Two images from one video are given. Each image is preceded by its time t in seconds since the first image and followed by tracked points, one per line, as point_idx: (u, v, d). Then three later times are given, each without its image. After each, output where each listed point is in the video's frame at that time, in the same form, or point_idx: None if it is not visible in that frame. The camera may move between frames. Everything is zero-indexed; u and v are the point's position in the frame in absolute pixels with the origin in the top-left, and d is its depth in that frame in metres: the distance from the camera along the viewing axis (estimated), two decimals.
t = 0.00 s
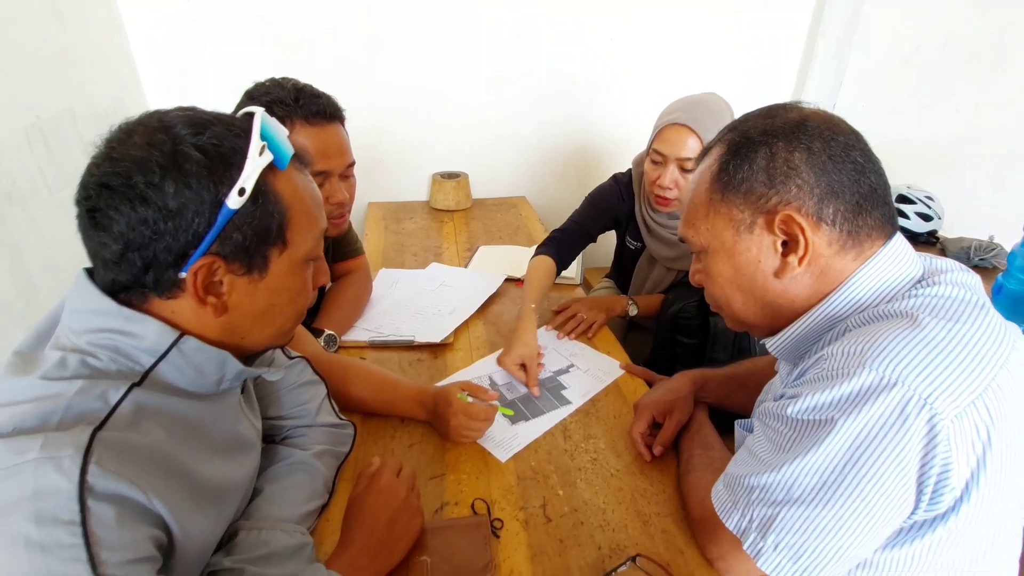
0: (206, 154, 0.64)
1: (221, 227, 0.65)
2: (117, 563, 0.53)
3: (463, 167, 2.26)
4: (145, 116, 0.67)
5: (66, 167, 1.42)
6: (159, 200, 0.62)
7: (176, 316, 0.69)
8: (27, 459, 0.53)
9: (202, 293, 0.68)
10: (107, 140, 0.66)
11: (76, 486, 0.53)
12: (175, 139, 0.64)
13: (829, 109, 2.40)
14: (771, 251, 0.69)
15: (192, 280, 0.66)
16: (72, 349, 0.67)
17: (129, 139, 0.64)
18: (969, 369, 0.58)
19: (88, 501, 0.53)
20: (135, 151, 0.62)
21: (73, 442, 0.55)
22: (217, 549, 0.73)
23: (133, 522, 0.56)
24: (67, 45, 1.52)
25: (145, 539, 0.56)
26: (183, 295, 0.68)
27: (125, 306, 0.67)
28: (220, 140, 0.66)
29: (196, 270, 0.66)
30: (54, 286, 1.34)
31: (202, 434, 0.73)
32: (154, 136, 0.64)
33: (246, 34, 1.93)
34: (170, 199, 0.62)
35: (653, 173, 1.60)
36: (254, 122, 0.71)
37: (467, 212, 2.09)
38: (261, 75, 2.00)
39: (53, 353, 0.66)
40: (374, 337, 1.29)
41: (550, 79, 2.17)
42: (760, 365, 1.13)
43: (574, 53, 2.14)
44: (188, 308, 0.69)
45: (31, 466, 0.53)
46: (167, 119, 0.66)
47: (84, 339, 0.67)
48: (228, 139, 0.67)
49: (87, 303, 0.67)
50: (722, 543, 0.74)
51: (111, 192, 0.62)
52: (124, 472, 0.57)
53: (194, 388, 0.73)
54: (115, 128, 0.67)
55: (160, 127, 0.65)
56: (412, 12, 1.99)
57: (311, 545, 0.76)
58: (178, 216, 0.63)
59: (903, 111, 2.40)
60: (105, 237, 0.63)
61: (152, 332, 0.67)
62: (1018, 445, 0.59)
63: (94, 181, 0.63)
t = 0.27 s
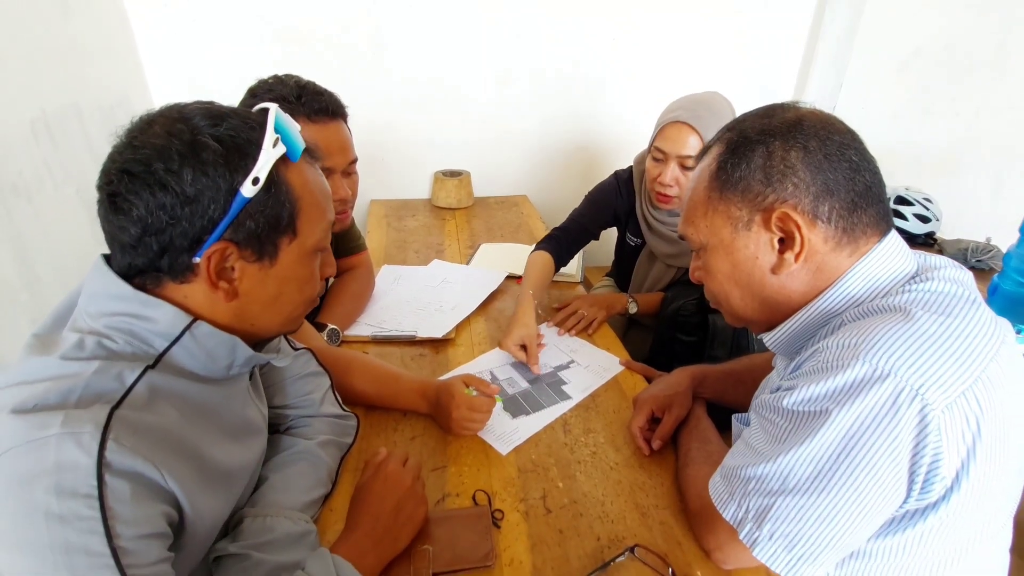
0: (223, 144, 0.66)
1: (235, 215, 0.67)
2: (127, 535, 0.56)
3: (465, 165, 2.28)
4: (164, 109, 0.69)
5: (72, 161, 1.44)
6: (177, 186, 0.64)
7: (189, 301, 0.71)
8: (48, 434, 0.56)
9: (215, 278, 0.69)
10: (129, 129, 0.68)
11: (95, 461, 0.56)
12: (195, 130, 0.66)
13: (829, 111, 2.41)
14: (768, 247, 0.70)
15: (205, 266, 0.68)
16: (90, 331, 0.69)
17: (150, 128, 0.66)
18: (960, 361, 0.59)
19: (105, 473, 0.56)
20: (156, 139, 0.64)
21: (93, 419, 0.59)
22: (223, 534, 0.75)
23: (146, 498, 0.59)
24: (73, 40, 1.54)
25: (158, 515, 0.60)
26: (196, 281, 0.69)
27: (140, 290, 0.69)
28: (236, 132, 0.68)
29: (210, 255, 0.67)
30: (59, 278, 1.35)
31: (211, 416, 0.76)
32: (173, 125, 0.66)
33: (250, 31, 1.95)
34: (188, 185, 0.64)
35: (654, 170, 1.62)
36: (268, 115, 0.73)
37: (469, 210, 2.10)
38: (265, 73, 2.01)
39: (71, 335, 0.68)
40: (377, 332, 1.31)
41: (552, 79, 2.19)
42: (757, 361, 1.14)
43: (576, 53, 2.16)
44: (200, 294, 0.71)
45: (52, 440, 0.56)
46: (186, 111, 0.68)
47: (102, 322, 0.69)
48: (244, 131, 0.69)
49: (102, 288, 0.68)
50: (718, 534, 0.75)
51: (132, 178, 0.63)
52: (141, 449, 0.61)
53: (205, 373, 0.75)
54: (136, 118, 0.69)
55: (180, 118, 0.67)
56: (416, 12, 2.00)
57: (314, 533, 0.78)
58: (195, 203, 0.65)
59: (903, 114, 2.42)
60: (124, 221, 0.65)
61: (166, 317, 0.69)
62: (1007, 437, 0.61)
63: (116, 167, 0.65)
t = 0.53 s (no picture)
0: (228, 136, 0.66)
1: (239, 207, 0.67)
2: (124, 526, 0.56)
3: (466, 163, 2.28)
4: (170, 101, 0.69)
5: (72, 156, 1.44)
6: (182, 177, 0.64)
7: (191, 293, 0.71)
8: (49, 423, 0.56)
9: (217, 270, 0.69)
10: (134, 121, 0.68)
11: (95, 451, 0.56)
12: (200, 121, 0.66)
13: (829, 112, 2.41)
14: (766, 244, 0.70)
15: (208, 257, 0.68)
16: (90, 322, 0.69)
17: (155, 119, 0.66)
18: (958, 356, 0.59)
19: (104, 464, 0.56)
20: (161, 131, 0.64)
21: (93, 410, 0.59)
22: (222, 528, 0.75)
23: (146, 489, 0.59)
24: (74, 35, 1.54)
25: (156, 506, 0.60)
26: (198, 272, 0.69)
27: (141, 282, 0.69)
28: (241, 125, 0.68)
29: (213, 247, 0.67)
30: (59, 273, 1.35)
31: (210, 409, 0.76)
32: (178, 117, 0.66)
33: (252, 28, 1.95)
34: (193, 176, 0.64)
35: (652, 166, 1.62)
36: (272, 110, 0.73)
37: (469, 208, 2.11)
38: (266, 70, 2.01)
39: (72, 327, 0.68)
40: (376, 328, 1.31)
41: (553, 78, 2.19)
42: (756, 359, 1.14)
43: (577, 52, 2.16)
44: (203, 285, 0.71)
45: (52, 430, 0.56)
46: (191, 104, 0.68)
47: (102, 314, 0.69)
48: (249, 124, 0.69)
49: (103, 279, 0.68)
50: (717, 530, 0.75)
51: (137, 169, 0.64)
52: (140, 440, 0.61)
53: (205, 366, 0.76)
54: (142, 110, 0.69)
55: (184, 110, 0.67)
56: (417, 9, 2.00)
57: (312, 527, 0.78)
58: (200, 194, 0.65)
59: (904, 115, 2.42)
60: (128, 212, 0.65)
61: (167, 308, 0.69)
62: (1005, 432, 0.61)
63: (121, 157, 0.65)
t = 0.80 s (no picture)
0: (230, 137, 0.66)
1: (240, 207, 0.67)
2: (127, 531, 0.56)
3: (466, 163, 2.28)
4: (172, 101, 0.69)
5: (72, 155, 1.44)
6: (184, 177, 0.64)
7: (191, 292, 0.71)
8: (47, 422, 0.56)
9: (218, 270, 0.70)
10: (135, 121, 0.68)
11: (93, 451, 0.56)
12: (202, 122, 0.66)
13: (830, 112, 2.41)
14: (764, 244, 0.70)
15: (208, 256, 0.68)
16: (89, 322, 0.69)
17: (156, 119, 0.66)
18: (956, 356, 0.59)
19: (102, 463, 0.56)
20: (163, 131, 0.65)
21: (92, 409, 0.59)
22: (220, 526, 0.76)
23: (144, 488, 0.60)
24: (75, 34, 1.54)
25: (155, 505, 0.60)
26: (198, 271, 0.69)
27: (141, 282, 0.69)
28: (242, 126, 0.68)
29: (213, 246, 0.67)
30: (59, 270, 1.35)
31: (209, 409, 0.76)
32: (180, 117, 0.66)
33: (253, 27, 1.95)
34: (194, 176, 0.64)
35: (652, 163, 1.63)
36: (274, 111, 0.73)
37: (469, 208, 2.11)
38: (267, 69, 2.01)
39: (70, 326, 0.68)
40: (375, 327, 1.31)
41: (553, 77, 2.19)
42: (755, 359, 1.14)
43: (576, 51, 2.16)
44: (203, 285, 0.71)
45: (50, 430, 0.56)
46: (192, 104, 0.68)
47: (101, 313, 0.69)
48: (250, 124, 0.69)
49: (102, 278, 0.69)
50: (714, 530, 0.75)
51: (139, 168, 0.64)
52: (138, 440, 0.61)
53: (204, 366, 0.76)
54: (143, 111, 0.69)
55: (186, 110, 0.67)
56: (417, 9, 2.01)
57: (311, 526, 0.78)
58: (201, 193, 0.65)
59: (904, 115, 2.42)
60: (129, 211, 0.65)
61: (167, 308, 0.69)
62: (1002, 433, 0.61)
63: (123, 157, 0.65)
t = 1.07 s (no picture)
0: (231, 135, 0.66)
1: (240, 205, 0.67)
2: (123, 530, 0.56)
3: (466, 163, 2.28)
4: (172, 99, 0.69)
5: (71, 153, 1.43)
6: (184, 174, 0.64)
7: (190, 291, 0.71)
8: (45, 421, 0.56)
9: (217, 267, 0.69)
10: (136, 118, 0.68)
11: (90, 450, 0.56)
12: (202, 119, 0.66)
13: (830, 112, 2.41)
14: (764, 243, 0.70)
15: (208, 254, 0.68)
16: (87, 321, 0.69)
17: (157, 117, 0.66)
18: (956, 357, 0.59)
19: (100, 462, 0.56)
20: (163, 129, 0.64)
21: (89, 408, 0.59)
22: (218, 527, 0.75)
23: (141, 488, 0.59)
24: (74, 33, 1.53)
25: (152, 505, 0.60)
26: (197, 269, 0.69)
27: (140, 280, 0.69)
28: (243, 124, 0.68)
29: (213, 244, 0.67)
30: (58, 269, 1.35)
31: (207, 408, 0.76)
32: (180, 115, 0.66)
33: (253, 27, 1.95)
34: (195, 173, 0.64)
35: (652, 160, 1.62)
36: (274, 110, 0.73)
37: (469, 207, 2.10)
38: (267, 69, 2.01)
39: (68, 324, 0.68)
40: (375, 327, 1.31)
41: (553, 77, 2.18)
42: (755, 359, 1.14)
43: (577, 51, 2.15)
44: (202, 282, 0.70)
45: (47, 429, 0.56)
46: (193, 102, 0.68)
47: (99, 312, 0.69)
48: (250, 123, 0.69)
49: (101, 277, 0.68)
50: (713, 530, 0.75)
51: (139, 166, 0.64)
52: (136, 439, 0.61)
53: (203, 365, 0.76)
54: (143, 109, 0.69)
55: (186, 108, 0.67)
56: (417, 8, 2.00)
57: (309, 525, 0.78)
58: (201, 191, 0.64)
59: (905, 115, 2.41)
60: (129, 208, 0.64)
61: (165, 306, 0.69)
62: (1003, 433, 0.61)
63: (123, 155, 0.65)
